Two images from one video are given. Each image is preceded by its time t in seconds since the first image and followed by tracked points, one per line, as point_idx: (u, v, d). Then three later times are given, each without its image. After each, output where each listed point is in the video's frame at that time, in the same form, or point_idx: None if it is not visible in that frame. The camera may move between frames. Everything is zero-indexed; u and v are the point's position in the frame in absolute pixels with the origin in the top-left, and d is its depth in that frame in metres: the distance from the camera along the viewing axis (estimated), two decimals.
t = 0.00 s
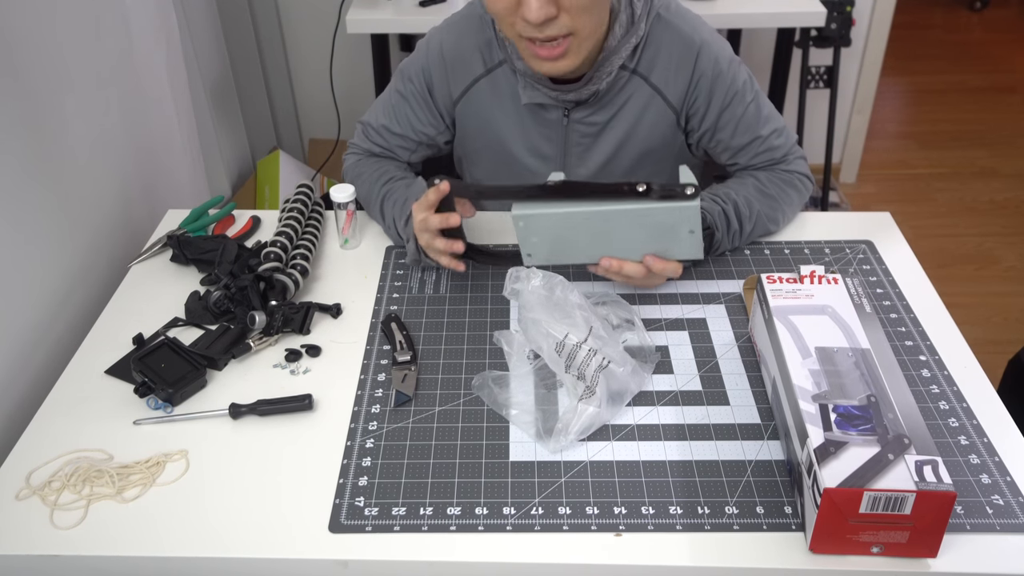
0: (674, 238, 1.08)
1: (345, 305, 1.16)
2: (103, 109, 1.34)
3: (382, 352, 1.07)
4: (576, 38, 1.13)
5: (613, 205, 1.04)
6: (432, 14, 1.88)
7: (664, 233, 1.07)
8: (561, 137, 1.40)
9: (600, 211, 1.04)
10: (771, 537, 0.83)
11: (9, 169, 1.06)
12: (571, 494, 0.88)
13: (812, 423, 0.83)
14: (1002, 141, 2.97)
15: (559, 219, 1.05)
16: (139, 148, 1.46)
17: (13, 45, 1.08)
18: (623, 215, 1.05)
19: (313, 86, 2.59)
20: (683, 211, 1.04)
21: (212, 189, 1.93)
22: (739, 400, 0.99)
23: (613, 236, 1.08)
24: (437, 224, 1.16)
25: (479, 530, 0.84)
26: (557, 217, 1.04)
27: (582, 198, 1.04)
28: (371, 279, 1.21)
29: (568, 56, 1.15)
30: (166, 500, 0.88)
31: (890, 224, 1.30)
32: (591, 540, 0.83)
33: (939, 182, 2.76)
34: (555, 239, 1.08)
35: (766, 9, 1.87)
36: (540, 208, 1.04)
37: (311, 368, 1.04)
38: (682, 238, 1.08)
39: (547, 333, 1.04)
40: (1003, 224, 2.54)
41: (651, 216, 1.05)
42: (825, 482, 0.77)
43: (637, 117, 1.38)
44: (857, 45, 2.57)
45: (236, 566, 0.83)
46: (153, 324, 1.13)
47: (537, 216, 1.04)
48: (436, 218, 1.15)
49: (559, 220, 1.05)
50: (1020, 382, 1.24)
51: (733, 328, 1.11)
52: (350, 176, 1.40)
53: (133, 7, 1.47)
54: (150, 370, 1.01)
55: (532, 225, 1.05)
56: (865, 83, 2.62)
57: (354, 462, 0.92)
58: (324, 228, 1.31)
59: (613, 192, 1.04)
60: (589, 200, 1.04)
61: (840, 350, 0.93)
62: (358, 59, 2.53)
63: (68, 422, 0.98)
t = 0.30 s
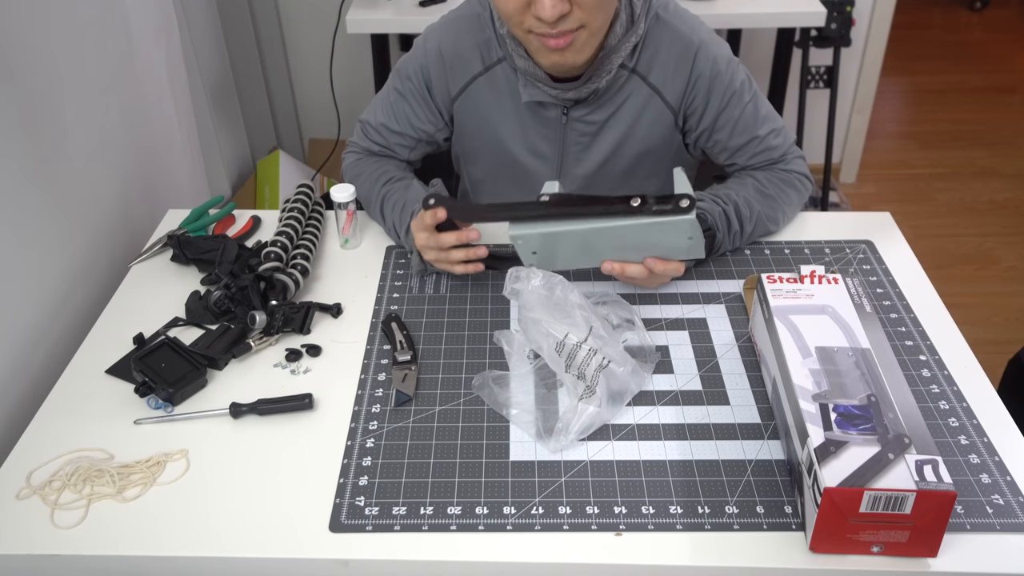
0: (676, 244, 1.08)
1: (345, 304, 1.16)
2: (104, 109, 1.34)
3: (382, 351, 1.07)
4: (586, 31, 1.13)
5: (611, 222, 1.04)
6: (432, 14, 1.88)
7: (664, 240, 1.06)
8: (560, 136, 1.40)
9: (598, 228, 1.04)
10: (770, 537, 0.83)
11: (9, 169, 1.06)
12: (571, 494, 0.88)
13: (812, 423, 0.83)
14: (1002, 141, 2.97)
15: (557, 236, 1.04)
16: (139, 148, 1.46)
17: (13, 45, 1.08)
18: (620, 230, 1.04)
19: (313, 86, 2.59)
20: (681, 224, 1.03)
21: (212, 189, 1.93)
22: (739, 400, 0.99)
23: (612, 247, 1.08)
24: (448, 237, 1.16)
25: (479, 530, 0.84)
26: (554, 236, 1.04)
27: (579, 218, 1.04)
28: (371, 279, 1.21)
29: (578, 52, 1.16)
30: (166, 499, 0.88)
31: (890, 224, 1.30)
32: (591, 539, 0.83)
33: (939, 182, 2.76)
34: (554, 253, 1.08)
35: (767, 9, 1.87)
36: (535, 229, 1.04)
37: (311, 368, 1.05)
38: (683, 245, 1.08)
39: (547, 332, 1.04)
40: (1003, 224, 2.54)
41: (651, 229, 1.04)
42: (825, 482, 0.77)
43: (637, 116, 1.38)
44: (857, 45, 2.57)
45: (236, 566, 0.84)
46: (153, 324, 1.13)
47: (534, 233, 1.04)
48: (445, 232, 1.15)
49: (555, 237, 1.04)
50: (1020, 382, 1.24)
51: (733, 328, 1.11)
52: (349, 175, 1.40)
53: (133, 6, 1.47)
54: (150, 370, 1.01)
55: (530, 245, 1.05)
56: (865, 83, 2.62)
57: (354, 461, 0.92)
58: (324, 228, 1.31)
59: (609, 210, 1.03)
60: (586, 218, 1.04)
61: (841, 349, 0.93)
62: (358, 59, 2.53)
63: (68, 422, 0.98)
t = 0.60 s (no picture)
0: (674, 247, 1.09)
1: (345, 305, 1.16)
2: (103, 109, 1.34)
3: (382, 351, 1.07)
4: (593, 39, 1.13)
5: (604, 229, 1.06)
6: (431, 14, 1.88)
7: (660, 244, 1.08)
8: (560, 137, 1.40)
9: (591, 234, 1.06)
10: (770, 537, 0.83)
11: (9, 169, 1.06)
12: (571, 494, 0.88)
13: (813, 424, 0.83)
14: (1002, 141, 2.97)
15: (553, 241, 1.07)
16: (139, 148, 1.46)
17: (14, 44, 1.08)
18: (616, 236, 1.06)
19: (314, 85, 2.59)
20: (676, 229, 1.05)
21: (212, 189, 1.93)
22: (739, 400, 0.99)
23: (611, 251, 1.10)
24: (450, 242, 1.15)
25: (479, 530, 0.84)
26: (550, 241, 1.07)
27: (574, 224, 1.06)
28: (371, 279, 1.21)
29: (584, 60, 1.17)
30: (166, 499, 0.88)
31: (890, 224, 1.30)
32: (591, 540, 0.83)
33: (939, 182, 2.76)
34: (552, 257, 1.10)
35: (767, 9, 1.87)
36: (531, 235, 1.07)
37: (311, 368, 1.05)
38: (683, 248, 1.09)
39: (548, 332, 1.04)
40: (1003, 224, 2.54)
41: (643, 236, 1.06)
42: (825, 482, 0.77)
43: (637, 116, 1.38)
44: (857, 45, 2.57)
45: (236, 566, 0.84)
46: (153, 324, 1.13)
47: (528, 240, 1.07)
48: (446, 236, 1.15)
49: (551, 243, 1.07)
50: (1020, 382, 1.24)
51: (733, 328, 1.11)
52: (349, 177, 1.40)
53: (133, 6, 1.47)
54: (150, 370, 1.01)
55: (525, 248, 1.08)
56: (866, 83, 2.62)
57: (354, 462, 0.92)
58: (324, 228, 1.31)
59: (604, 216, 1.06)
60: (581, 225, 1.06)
61: (840, 350, 0.93)
62: (358, 59, 2.54)
63: (68, 422, 0.98)
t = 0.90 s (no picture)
0: (664, 226, 1.10)
1: (345, 305, 1.16)
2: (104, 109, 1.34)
3: (382, 351, 1.07)
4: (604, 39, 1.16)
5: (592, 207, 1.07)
6: (431, 14, 1.88)
7: (651, 221, 1.09)
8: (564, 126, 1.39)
9: (582, 214, 1.06)
10: (770, 537, 0.83)
11: (9, 169, 1.06)
12: (571, 494, 0.88)
13: (812, 423, 0.83)
14: (1002, 141, 2.97)
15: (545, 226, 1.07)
16: (140, 148, 1.46)
17: (15, 43, 1.09)
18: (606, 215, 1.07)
19: (314, 86, 2.59)
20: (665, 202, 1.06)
21: (212, 189, 1.93)
22: (739, 400, 0.99)
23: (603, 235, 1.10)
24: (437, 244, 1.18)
25: (479, 530, 0.84)
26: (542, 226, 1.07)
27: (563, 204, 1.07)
28: (371, 279, 1.21)
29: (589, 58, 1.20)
30: (166, 499, 0.88)
31: (890, 225, 1.30)
32: (591, 539, 0.83)
33: (939, 182, 2.76)
34: (546, 245, 1.10)
35: (767, 10, 1.87)
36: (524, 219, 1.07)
37: (311, 368, 1.05)
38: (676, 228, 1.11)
39: (548, 332, 1.03)
40: (1003, 224, 2.54)
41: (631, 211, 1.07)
42: (825, 482, 0.77)
43: (637, 115, 1.38)
44: (857, 45, 2.57)
45: (236, 566, 0.84)
46: (153, 324, 1.13)
47: (519, 227, 1.07)
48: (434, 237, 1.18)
49: (544, 228, 1.07)
50: (1020, 382, 1.24)
51: (733, 328, 1.11)
52: (352, 172, 1.40)
53: (133, 6, 1.47)
54: (150, 370, 1.00)
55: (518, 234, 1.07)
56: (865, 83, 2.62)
57: (354, 462, 0.92)
58: (324, 228, 1.31)
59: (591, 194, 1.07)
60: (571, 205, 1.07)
61: (840, 350, 0.93)
62: (358, 59, 2.54)
63: (68, 422, 0.98)
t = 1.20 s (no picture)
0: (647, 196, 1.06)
1: (345, 305, 1.16)
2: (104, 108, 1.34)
3: (382, 351, 1.07)
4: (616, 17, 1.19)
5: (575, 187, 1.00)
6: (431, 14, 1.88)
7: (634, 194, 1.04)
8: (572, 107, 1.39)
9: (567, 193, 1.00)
10: (770, 537, 0.83)
11: (9, 169, 1.06)
12: (571, 494, 0.88)
13: (813, 423, 0.83)
14: (1002, 141, 2.97)
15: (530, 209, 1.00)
16: (140, 148, 1.46)
17: (14, 44, 1.09)
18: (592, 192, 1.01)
19: (314, 86, 2.59)
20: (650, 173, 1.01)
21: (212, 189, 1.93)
22: (739, 400, 0.99)
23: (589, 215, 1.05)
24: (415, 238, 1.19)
25: (479, 530, 0.84)
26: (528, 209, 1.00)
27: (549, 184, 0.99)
28: (371, 279, 1.21)
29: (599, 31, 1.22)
30: (166, 499, 0.88)
31: (890, 224, 1.30)
32: (591, 539, 0.83)
33: (939, 182, 2.76)
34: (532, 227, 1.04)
35: (766, 9, 1.87)
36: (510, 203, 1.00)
37: (311, 368, 1.05)
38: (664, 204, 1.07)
39: (548, 333, 1.04)
40: (1003, 224, 2.54)
41: (616, 184, 1.01)
42: (825, 482, 0.77)
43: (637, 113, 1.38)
44: (857, 44, 2.57)
45: (236, 566, 0.84)
46: (153, 324, 1.13)
47: (505, 212, 1.00)
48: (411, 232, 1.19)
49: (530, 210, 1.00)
50: (1019, 382, 1.24)
51: (733, 328, 1.11)
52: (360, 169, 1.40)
53: (134, 6, 1.47)
54: (150, 370, 1.00)
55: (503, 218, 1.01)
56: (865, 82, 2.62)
57: (354, 462, 0.92)
58: (324, 228, 1.31)
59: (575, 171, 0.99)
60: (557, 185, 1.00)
61: (841, 350, 0.93)
62: (358, 59, 2.54)
63: (68, 422, 0.98)
